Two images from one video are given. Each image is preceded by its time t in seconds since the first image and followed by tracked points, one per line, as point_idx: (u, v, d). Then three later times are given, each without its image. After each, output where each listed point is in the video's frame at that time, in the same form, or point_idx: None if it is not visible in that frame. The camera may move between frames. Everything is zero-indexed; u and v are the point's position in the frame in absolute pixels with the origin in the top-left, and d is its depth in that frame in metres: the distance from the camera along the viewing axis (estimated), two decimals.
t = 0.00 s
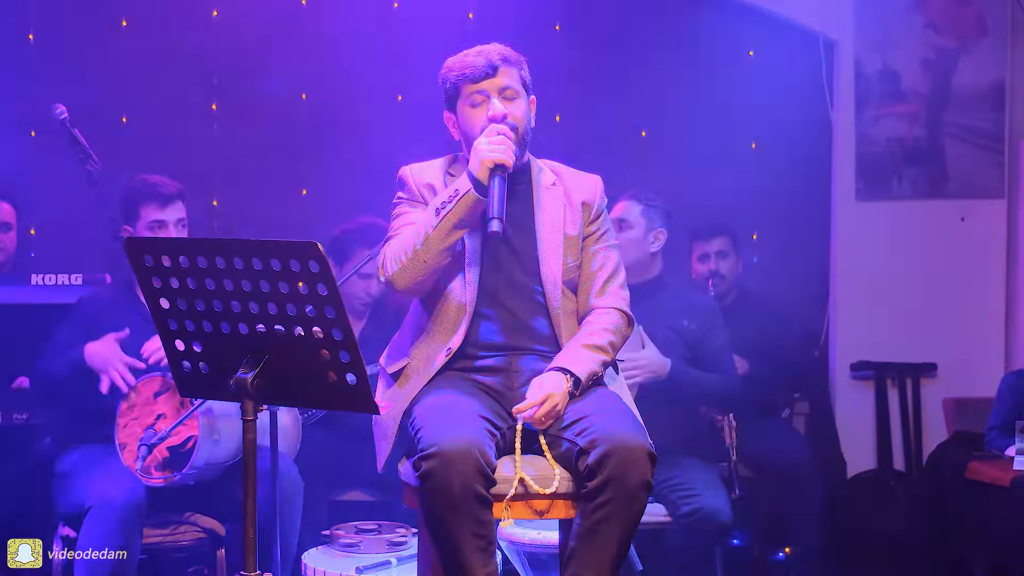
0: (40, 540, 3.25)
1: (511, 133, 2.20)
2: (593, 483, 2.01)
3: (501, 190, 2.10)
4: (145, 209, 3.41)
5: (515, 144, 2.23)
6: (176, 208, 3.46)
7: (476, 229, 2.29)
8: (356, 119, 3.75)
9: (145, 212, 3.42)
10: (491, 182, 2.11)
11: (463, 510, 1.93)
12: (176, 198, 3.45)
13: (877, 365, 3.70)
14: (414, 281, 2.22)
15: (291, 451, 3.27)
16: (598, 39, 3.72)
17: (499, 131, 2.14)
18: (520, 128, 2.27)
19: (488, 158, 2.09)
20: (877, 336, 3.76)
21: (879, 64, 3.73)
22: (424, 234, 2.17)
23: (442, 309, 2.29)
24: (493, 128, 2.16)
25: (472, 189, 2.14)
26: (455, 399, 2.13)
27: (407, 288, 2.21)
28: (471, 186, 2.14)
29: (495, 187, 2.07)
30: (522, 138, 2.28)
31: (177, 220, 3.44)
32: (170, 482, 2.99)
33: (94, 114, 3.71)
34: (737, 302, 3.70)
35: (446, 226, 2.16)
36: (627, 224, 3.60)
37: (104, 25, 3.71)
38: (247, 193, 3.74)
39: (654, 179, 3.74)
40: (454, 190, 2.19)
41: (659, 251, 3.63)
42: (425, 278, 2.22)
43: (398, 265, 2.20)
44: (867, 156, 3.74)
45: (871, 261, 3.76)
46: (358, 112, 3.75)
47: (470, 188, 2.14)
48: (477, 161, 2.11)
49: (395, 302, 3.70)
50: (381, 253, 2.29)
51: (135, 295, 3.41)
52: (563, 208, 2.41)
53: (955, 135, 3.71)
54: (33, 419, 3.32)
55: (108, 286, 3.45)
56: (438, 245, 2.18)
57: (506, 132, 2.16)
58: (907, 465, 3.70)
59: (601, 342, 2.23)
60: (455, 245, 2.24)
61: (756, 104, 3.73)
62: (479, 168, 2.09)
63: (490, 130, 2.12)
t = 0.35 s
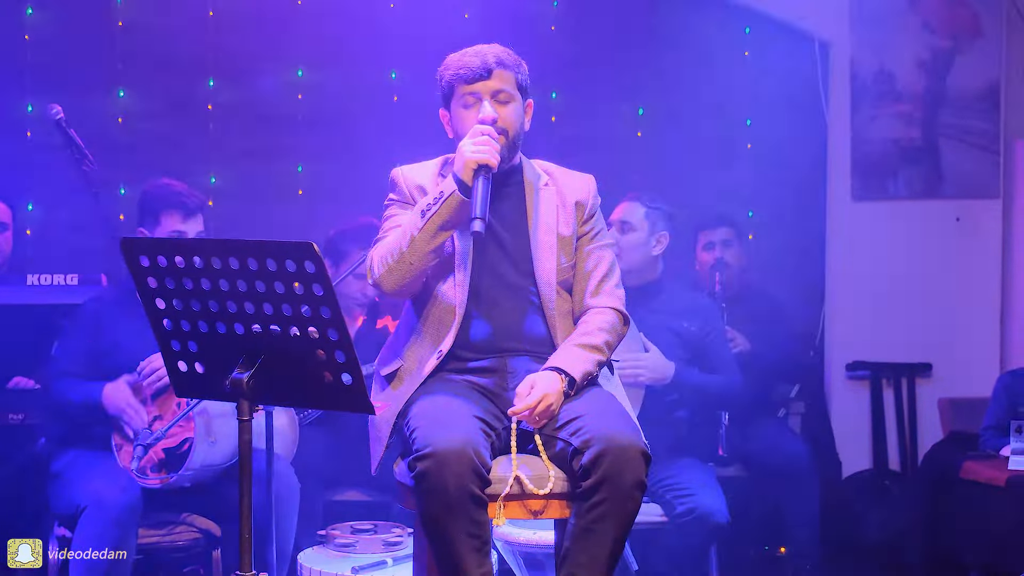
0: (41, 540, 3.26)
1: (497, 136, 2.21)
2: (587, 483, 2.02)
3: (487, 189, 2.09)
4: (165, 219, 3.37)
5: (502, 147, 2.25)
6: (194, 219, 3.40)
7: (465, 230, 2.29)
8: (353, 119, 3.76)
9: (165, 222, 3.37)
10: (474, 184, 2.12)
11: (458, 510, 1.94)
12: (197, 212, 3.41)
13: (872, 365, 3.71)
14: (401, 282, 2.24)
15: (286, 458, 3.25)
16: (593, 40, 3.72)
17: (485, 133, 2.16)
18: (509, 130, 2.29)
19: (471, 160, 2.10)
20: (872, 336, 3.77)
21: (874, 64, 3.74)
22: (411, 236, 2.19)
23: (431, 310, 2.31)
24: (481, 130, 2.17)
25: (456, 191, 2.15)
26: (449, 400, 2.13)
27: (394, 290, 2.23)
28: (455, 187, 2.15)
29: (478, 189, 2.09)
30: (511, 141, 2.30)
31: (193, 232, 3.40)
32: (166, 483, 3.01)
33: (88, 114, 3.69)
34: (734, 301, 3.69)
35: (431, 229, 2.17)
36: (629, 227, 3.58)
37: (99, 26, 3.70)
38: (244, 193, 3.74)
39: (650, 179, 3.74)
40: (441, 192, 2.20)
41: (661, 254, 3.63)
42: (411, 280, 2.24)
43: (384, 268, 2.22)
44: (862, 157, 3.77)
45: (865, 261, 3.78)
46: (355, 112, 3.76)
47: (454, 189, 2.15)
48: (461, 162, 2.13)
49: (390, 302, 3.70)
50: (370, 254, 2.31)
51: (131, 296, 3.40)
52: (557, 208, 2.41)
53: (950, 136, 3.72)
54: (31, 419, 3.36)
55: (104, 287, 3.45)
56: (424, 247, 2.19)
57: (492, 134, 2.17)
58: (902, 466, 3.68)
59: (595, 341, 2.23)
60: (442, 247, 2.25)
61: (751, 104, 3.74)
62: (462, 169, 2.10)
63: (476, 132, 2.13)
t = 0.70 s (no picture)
0: (40, 540, 3.19)
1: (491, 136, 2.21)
2: (581, 482, 2.02)
3: (477, 189, 2.09)
4: (173, 206, 3.39)
5: (495, 148, 2.24)
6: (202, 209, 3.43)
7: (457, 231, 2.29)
8: (348, 119, 3.76)
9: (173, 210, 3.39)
10: (466, 182, 2.11)
11: (453, 510, 1.94)
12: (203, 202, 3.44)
13: (867, 364, 3.70)
14: (393, 281, 2.24)
15: (281, 455, 3.28)
16: (588, 39, 3.73)
17: (478, 134, 2.16)
18: (502, 132, 2.29)
19: (462, 159, 2.10)
20: (866, 336, 3.77)
21: (869, 63, 3.74)
22: (403, 236, 2.19)
23: (424, 310, 2.33)
24: (473, 130, 2.17)
25: (449, 192, 2.17)
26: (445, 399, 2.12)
27: (385, 289, 2.23)
28: (448, 188, 2.17)
29: (470, 188, 2.09)
30: (505, 143, 2.30)
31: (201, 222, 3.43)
32: (162, 482, 2.99)
33: (85, 113, 3.69)
34: (729, 300, 3.69)
35: (423, 228, 2.19)
36: (626, 234, 3.51)
37: (96, 25, 3.70)
38: (240, 192, 3.74)
39: (645, 178, 3.74)
40: (434, 193, 2.21)
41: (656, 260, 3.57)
42: (402, 280, 2.24)
43: (376, 267, 2.22)
44: (857, 155, 3.76)
45: (859, 260, 3.78)
46: (350, 112, 3.76)
47: (447, 190, 2.17)
48: (453, 162, 2.13)
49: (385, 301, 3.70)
50: (363, 252, 2.32)
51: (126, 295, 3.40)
52: (555, 207, 2.41)
53: (945, 135, 3.72)
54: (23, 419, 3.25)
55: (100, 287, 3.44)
56: (416, 246, 2.20)
57: (485, 135, 2.16)
58: (896, 464, 3.72)
59: (590, 340, 2.24)
60: (433, 246, 2.25)
61: (746, 103, 3.74)
62: (453, 168, 2.10)
63: (469, 133, 2.13)
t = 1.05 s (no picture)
0: (40, 539, 3.10)
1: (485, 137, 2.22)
2: (571, 482, 2.02)
3: (470, 186, 2.10)
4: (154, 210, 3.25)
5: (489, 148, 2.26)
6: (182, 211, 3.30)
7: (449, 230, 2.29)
8: (341, 119, 3.76)
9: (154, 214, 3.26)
10: (459, 180, 2.12)
11: (445, 510, 1.94)
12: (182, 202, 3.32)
13: (860, 364, 3.71)
14: (385, 280, 2.26)
15: (275, 455, 3.27)
16: (582, 39, 3.73)
17: (472, 134, 2.18)
18: (495, 131, 2.30)
19: (455, 158, 2.11)
20: (860, 337, 3.76)
21: (863, 64, 3.72)
22: (395, 235, 2.20)
23: (415, 309, 2.31)
24: (467, 131, 2.18)
25: (441, 190, 2.16)
26: (436, 399, 2.14)
27: (378, 288, 2.25)
28: (439, 186, 2.16)
29: (463, 186, 2.09)
30: (498, 142, 2.31)
31: (182, 221, 3.33)
32: (153, 482, 3.01)
33: (78, 113, 3.69)
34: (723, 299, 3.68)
35: (416, 226, 2.18)
36: (615, 237, 3.47)
37: (89, 25, 3.69)
38: (233, 193, 3.74)
39: (639, 178, 3.75)
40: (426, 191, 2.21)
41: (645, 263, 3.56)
42: (395, 278, 2.26)
43: (368, 266, 2.24)
44: (850, 156, 3.75)
45: (852, 260, 3.77)
46: (343, 112, 3.76)
47: (438, 189, 2.16)
48: (446, 161, 2.14)
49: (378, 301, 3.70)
50: (354, 251, 2.32)
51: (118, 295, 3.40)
52: (546, 207, 2.42)
53: (938, 135, 3.72)
54: (18, 419, 3.29)
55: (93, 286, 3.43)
56: (409, 244, 2.21)
57: (479, 135, 2.18)
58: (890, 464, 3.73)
59: (582, 340, 2.24)
60: (426, 245, 2.26)
61: (740, 103, 3.75)
62: (447, 168, 2.11)
63: (462, 132, 2.15)
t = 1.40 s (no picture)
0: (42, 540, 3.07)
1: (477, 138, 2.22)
2: (564, 482, 2.02)
3: (462, 185, 2.11)
4: (131, 219, 3.24)
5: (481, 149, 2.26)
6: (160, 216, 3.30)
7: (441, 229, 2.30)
8: (335, 119, 3.76)
9: (130, 223, 3.25)
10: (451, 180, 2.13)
11: (437, 510, 1.94)
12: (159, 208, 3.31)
13: (855, 364, 3.70)
14: (377, 280, 2.25)
15: (267, 454, 3.28)
16: (576, 39, 3.73)
17: (465, 134, 2.18)
18: (488, 132, 2.30)
19: (448, 157, 2.11)
20: (854, 338, 3.76)
21: (857, 63, 3.71)
22: (387, 235, 2.20)
23: (408, 309, 2.31)
24: (459, 131, 2.19)
25: (433, 189, 2.17)
26: (429, 399, 2.14)
27: (370, 288, 2.24)
28: (432, 186, 2.17)
29: (455, 186, 2.09)
30: (490, 142, 2.32)
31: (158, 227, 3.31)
32: (144, 482, 3.01)
33: (72, 113, 3.69)
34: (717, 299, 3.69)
35: (408, 225, 2.19)
36: (602, 237, 3.48)
37: (82, 25, 3.69)
38: (227, 193, 3.74)
39: (632, 178, 3.75)
40: (418, 191, 2.22)
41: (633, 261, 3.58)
42: (387, 277, 2.25)
43: (360, 265, 2.23)
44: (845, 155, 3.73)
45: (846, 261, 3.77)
46: (337, 112, 3.76)
47: (431, 188, 2.17)
48: (438, 161, 2.14)
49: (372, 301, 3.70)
50: (346, 251, 2.31)
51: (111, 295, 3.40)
52: (537, 209, 2.42)
53: (932, 135, 3.72)
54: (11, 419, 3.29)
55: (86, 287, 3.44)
56: (401, 244, 2.20)
57: (471, 135, 2.18)
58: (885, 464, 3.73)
59: (573, 341, 2.24)
60: (418, 245, 2.26)
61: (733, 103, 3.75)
62: (439, 167, 2.11)
63: (454, 131, 2.16)
